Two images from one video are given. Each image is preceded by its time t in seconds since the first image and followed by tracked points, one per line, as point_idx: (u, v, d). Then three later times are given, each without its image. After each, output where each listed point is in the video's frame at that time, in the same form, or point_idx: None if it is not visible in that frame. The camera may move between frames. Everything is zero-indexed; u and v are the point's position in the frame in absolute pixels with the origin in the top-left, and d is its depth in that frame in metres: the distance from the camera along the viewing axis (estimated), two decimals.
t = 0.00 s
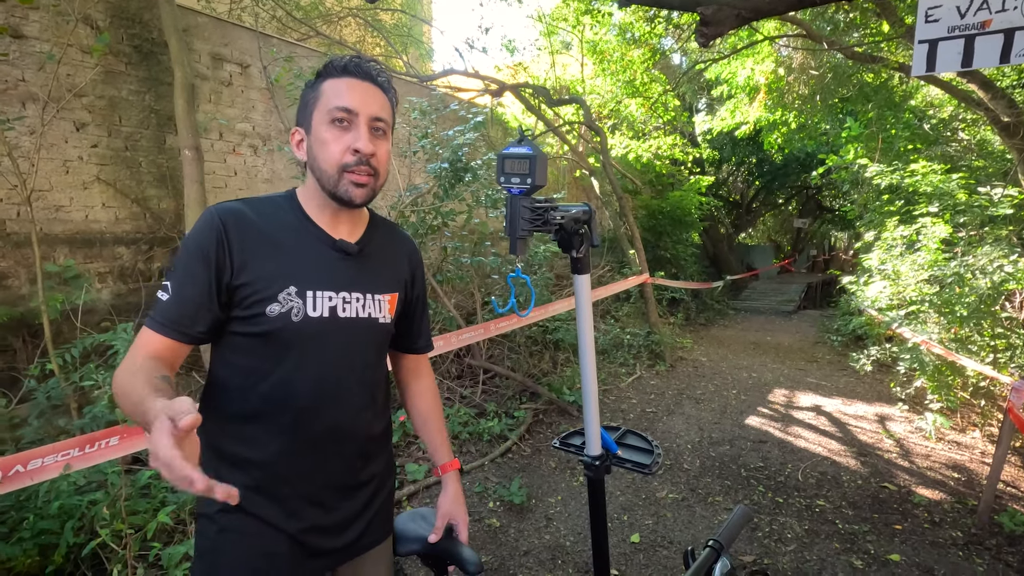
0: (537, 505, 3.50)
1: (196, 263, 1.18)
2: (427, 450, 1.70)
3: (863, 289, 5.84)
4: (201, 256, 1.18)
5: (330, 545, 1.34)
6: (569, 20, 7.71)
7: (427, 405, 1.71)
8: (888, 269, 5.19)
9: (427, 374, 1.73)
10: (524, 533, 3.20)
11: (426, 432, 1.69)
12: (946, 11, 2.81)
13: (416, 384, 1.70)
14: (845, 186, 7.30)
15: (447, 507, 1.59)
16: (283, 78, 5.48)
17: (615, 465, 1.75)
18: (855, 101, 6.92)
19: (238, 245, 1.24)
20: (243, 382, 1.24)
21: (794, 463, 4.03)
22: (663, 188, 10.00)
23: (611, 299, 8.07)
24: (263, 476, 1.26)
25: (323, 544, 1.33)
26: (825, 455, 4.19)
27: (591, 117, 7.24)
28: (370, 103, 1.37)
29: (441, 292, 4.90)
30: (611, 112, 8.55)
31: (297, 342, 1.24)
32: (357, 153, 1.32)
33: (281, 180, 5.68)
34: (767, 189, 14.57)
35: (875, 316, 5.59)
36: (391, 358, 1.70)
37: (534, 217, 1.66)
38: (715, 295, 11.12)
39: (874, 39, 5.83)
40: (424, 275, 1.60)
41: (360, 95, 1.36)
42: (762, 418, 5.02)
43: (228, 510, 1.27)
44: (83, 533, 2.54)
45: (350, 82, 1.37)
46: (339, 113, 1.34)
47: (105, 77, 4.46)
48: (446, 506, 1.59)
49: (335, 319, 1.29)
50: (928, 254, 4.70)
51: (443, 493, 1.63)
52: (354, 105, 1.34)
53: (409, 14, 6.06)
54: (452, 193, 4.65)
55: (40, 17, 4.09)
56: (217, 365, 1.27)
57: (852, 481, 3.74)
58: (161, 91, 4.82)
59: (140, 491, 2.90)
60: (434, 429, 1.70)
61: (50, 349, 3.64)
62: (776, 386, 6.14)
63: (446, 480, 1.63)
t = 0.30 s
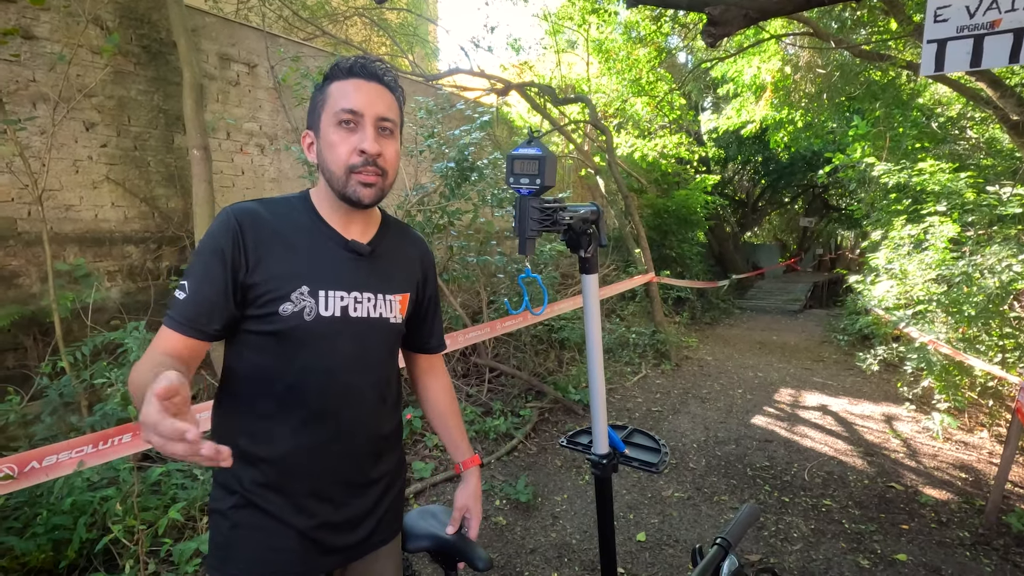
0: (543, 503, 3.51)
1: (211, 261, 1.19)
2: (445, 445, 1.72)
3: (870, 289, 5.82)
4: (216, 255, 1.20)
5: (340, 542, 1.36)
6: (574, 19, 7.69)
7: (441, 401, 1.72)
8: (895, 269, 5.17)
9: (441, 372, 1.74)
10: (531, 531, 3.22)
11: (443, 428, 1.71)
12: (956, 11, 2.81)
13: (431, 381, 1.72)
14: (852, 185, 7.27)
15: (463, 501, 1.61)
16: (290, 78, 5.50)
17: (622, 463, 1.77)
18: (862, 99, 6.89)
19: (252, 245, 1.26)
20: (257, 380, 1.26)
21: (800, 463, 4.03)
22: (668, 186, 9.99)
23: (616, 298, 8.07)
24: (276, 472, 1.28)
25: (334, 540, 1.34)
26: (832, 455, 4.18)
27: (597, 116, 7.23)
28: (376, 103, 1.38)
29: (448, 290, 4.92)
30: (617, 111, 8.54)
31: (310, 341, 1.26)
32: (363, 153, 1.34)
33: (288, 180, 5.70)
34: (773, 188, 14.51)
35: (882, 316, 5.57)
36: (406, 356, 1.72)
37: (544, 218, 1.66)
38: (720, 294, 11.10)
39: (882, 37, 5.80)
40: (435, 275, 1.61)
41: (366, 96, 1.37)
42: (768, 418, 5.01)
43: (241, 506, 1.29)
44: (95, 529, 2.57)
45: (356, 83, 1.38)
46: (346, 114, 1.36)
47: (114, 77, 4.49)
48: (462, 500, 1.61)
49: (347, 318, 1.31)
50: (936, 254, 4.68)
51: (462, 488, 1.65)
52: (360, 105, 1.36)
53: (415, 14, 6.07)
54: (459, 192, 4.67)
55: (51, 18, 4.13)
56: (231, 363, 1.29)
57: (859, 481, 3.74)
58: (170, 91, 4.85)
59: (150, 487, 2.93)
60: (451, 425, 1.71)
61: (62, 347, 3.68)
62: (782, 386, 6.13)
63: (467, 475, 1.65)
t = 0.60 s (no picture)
0: (542, 501, 3.52)
1: (210, 259, 1.21)
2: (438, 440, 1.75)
3: (871, 288, 5.82)
4: (215, 252, 1.22)
5: (339, 535, 1.37)
6: (575, 19, 7.73)
7: (437, 398, 1.75)
8: (895, 268, 5.18)
9: (438, 369, 1.76)
10: (530, 528, 3.24)
11: (437, 424, 1.74)
12: (950, 10, 2.82)
13: (428, 378, 1.74)
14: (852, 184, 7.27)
15: (455, 497, 1.66)
16: (292, 78, 5.53)
17: (618, 459, 1.79)
18: (863, 99, 6.88)
19: (251, 243, 1.27)
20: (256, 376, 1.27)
21: (799, 461, 4.04)
22: (670, 186, 9.99)
23: (617, 297, 8.08)
24: (276, 466, 1.29)
25: (333, 534, 1.36)
26: (831, 454, 4.19)
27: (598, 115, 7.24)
28: (370, 98, 1.40)
29: (448, 289, 4.94)
30: (618, 111, 8.55)
31: (308, 337, 1.27)
32: (358, 147, 1.35)
33: (290, 179, 5.73)
34: (775, 187, 14.50)
35: (883, 315, 5.58)
36: (404, 352, 1.73)
37: (540, 215, 1.67)
38: (722, 294, 11.10)
39: (883, 36, 5.81)
40: (433, 272, 1.63)
41: (360, 91, 1.39)
42: (768, 416, 5.02)
43: (242, 500, 1.30)
44: (98, 524, 2.59)
45: (351, 79, 1.40)
46: (340, 110, 1.38)
47: (117, 77, 4.52)
48: (453, 496, 1.66)
49: (345, 315, 1.33)
50: (937, 253, 4.68)
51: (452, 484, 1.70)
52: (354, 100, 1.37)
53: (417, 13, 6.08)
54: (459, 191, 4.68)
55: (54, 18, 4.15)
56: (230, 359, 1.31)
57: (858, 479, 3.75)
58: (172, 91, 4.88)
59: (152, 484, 2.96)
60: (446, 422, 1.74)
61: (65, 345, 3.71)
62: (783, 385, 6.13)
63: (457, 472, 1.70)
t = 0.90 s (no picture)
0: (543, 503, 3.52)
1: (209, 265, 1.22)
2: (437, 442, 1.75)
3: (871, 291, 5.83)
4: (214, 257, 1.23)
5: (343, 535, 1.38)
6: (576, 23, 7.77)
7: (437, 400, 1.75)
8: (896, 271, 5.18)
9: (438, 370, 1.77)
10: (531, 531, 3.24)
11: (436, 425, 1.74)
12: (948, 14, 2.84)
13: (428, 379, 1.74)
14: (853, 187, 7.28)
15: (453, 499, 1.65)
16: (293, 82, 5.55)
17: (619, 461, 1.79)
18: (863, 102, 6.90)
19: (250, 248, 1.28)
20: (259, 378, 1.28)
21: (800, 464, 4.04)
22: (670, 189, 10.01)
23: (618, 300, 8.09)
24: (279, 468, 1.30)
25: (337, 535, 1.37)
26: (832, 456, 4.19)
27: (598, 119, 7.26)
28: (366, 102, 1.41)
29: (449, 292, 4.95)
30: (618, 114, 8.56)
31: (309, 339, 1.28)
32: (353, 151, 1.36)
33: (291, 182, 5.75)
34: (775, 190, 14.51)
35: (883, 318, 5.59)
36: (404, 353, 1.74)
37: (540, 218, 1.69)
38: (723, 296, 11.10)
39: (883, 40, 5.83)
40: (432, 273, 1.64)
41: (356, 95, 1.40)
42: (768, 419, 5.02)
43: (246, 501, 1.31)
44: (100, 527, 2.60)
45: (347, 82, 1.41)
46: (336, 113, 1.39)
47: (120, 81, 4.55)
48: (452, 497, 1.65)
49: (345, 317, 1.34)
50: (937, 256, 4.67)
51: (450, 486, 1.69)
52: (350, 104, 1.39)
53: (418, 17, 6.11)
54: (460, 194, 4.70)
55: (57, 22, 4.18)
56: (233, 361, 1.32)
57: (859, 482, 3.74)
58: (174, 94, 4.91)
59: (154, 486, 2.97)
60: (445, 423, 1.74)
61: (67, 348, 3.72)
62: (783, 388, 6.13)
63: (455, 473, 1.69)
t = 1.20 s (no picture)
0: (545, 507, 3.52)
1: (213, 270, 1.22)
2: (438, 446, 1.75)
3: (873, 294, 5.82)
4: (218, 262, 1.23)
5: (346, 540, 1.38)
6: (578, 26, 7.81)
7: (438, 403, 1.75)
8: (899, 274, 5.17)
9: (438, 374, 1.77)
10: (533, 535, 3.23)
11: (437, 429, 1.74)
12: (949, 19, 2.84)
13: (428, 382, 1.74)
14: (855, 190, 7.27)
15: (456, 504, 1.66)
16: (295, 85, 5.57)
17: (621, 466, 1.78)
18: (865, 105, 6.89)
19: (254, 252, 1.28)
20: (263, 383, 1.28)
21: (802, 468, 4.03)
22: (672, 192, 10.01)
23: (620, 303, 8.09)
24: (283, 473, 1.30)
25: (340, 539, 1.37)
26: (835, 460, 4.18)
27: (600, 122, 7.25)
28: (384, 111, 1.42)
29: (451, 295, 4.95)
30: (620, 117, 8.55)
31: (313, 343, 1.28)
32: (373, 159, 1.37)
33: (293, 185, 5.77)
34: (777, 193, 14.51)
35: (886, 321, 5.58)
36: (404, 357, 1.73)
37: (543, 222, 1.70)
38: (725, 299, 11.08)
39: (884, 43, 5.84)
40: (433, 277, 1.64)
41: (375, 103, 1.41)
42: (771, 423, 5.01)
43: (249, 506, 1.31)
44: (101, 530, 2.60)
45: (366, 90, 1.41)
46: (353, 119, 1.39)
47: (123, 84, 4.56)
48: (455, 503, 1.66)
49: (349, 321, 1.34)
50: (940, 259, 4.64)
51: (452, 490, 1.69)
52: (370, 112, 1.39)
53: (420, 21, 6.12)
54: (461, 197, 4.71)
55: (61, 26, 4.20)
56: (235, 366, 1.31)
57: (861, 486, 3.73)
58: (177, 98, 4.92)
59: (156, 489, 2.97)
60: (446, 427, 1.75)
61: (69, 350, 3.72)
62: (786, 391, 6.11)
63: (456, 477, 1.69)
